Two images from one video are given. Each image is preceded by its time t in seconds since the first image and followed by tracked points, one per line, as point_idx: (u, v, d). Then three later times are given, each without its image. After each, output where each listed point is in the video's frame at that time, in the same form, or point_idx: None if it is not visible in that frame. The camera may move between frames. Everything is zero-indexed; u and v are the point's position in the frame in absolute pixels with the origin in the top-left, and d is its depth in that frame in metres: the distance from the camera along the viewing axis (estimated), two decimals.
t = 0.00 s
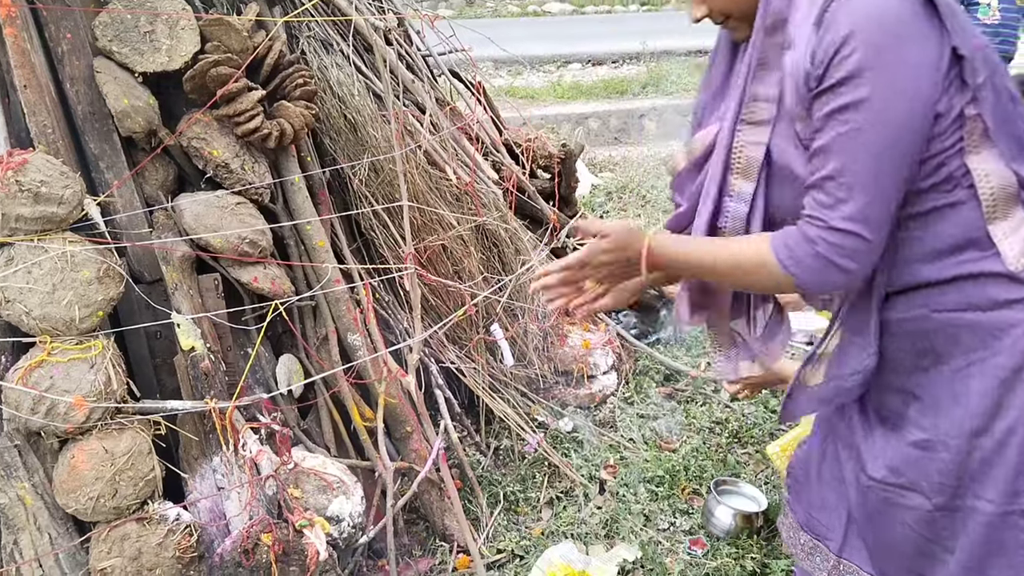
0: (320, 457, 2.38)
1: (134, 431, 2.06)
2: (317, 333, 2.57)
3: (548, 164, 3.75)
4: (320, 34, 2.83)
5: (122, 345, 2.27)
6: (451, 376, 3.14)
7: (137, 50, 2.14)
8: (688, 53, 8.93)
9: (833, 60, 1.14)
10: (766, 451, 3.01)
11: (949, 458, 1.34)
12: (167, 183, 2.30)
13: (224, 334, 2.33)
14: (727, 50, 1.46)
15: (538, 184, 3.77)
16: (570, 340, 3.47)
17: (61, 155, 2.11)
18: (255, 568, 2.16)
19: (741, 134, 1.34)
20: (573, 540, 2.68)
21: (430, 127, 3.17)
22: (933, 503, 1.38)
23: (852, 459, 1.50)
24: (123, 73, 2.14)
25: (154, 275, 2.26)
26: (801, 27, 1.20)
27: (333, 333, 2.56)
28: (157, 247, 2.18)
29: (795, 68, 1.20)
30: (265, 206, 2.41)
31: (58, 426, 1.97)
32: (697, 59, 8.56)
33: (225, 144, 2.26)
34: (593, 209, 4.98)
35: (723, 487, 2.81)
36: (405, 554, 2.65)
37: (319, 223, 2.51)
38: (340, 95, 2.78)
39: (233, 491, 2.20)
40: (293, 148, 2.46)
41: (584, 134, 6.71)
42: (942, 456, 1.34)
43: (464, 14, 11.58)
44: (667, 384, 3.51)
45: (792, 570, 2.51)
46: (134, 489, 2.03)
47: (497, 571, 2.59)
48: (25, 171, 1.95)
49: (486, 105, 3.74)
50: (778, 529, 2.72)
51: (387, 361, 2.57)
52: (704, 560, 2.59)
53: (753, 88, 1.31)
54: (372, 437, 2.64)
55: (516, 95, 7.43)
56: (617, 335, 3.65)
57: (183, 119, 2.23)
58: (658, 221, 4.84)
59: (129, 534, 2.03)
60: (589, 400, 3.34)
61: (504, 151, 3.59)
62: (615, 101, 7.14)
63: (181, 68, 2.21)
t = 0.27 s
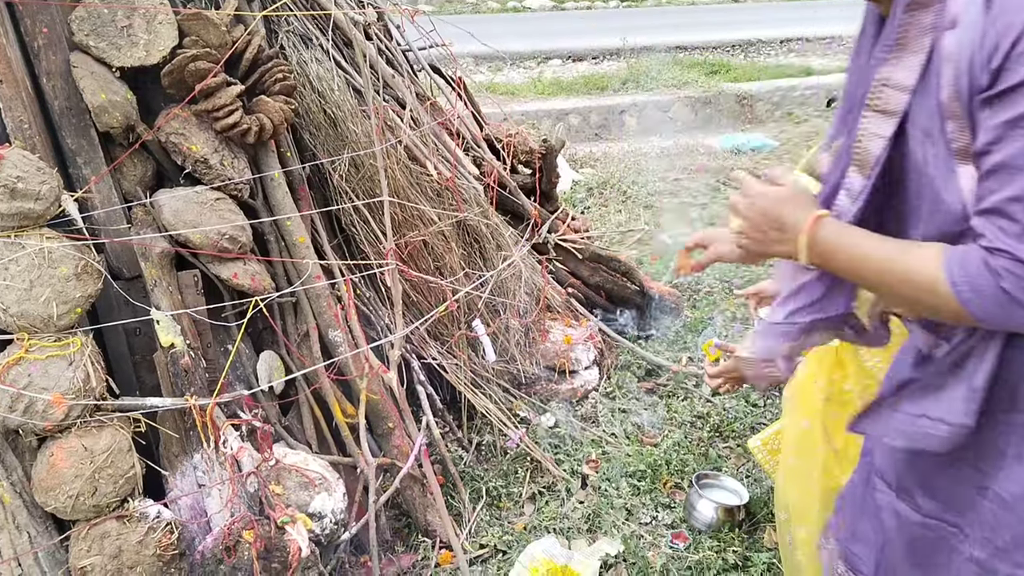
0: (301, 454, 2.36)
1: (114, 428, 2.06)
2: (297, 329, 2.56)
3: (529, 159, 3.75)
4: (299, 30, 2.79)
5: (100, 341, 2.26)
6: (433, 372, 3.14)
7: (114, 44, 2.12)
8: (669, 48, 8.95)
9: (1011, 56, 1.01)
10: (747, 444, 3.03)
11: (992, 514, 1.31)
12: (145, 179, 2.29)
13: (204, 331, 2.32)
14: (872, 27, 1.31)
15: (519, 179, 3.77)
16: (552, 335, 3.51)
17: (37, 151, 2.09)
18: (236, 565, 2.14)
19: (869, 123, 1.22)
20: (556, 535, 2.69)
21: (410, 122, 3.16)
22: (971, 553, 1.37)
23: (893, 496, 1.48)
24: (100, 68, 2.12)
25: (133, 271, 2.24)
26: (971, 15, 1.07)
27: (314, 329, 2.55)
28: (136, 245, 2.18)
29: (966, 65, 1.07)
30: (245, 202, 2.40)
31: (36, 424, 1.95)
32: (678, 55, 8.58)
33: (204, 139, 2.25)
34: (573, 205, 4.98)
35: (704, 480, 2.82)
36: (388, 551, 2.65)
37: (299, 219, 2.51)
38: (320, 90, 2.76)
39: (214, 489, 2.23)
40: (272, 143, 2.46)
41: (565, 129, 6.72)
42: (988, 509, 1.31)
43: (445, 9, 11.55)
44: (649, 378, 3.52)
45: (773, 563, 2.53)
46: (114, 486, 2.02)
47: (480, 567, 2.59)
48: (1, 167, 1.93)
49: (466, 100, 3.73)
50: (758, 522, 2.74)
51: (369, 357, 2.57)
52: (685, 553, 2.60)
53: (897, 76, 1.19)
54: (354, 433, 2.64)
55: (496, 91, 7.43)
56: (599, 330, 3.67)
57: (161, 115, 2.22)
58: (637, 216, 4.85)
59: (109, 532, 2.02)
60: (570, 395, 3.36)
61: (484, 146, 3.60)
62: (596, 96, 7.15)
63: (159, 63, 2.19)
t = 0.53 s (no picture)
0: (276, 452, 2.35)
1: (83, 427, 2.02)
2: (271, 325, 2.53)
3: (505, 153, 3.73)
4: (270, 22, 2.74)
5: (69, 339, 2.22)
6: (410, 368, 3.11)
7: (82, 38, 2.07)
8: (645, 43, 8.97)
9: None
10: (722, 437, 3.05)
11: None
12: (115, 174, 2.24)
13: (176, 328, 2.30)
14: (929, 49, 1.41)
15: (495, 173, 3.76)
16: (529, 329, 3.51)
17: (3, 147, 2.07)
18: (210, 564, 2.14)
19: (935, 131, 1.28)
20: (533, 529, 2.70)
21: (385, 116, 3.15)
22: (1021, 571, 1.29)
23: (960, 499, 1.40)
24: (68, 61, 2.08)
25: (103, 268, 2.21)
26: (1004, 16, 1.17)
27: (288, 326, 2.52)
28: (105, 243, 2.16)
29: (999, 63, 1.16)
30: (216, 197, 2.37)
31: (5, 424, 1.92)
32: (654, 50, 8.60)
33: (174, 134, 2.22)
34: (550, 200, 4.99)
35: (680, 473, 2.83)
36: (365, 547, 2.64)
37: (272, 214, 2.48)
38: (293, 84, 2.72)
39: (188, 487, 2.19)
40: (245, 137, 2.43)
41: (542, 124, 6.72)
42: None
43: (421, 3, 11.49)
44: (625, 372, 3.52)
45: (748, 554, 2.56)
46: (84, 486, 2.00)
47: (457, 562, 2.59)
48: None
49: (441, 95, 3.73)
50: (733, 513, 2.76)
51: (344, 354, 2.56)
52: (662, 546, 2.61)
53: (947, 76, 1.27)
54: (329, 430, 2.62)
55: (473, 85, 7.41)
56: (576, 324, 3.68)
57: (130, 109, 2.18)
58: (613, 211, 4.88)
59: (80, 532, 2.00)
60: (547, 389, 3.37)
61: (460, 141, 3.58)
62: (573, 90, 7.15)
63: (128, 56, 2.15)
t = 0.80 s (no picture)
0: (246, 449, 2.35)
1: (49, 426, 2.00)
2: (241, 321, 2.51)
3: (481, 147, 3.73)
4: (240, 14, 2.71)
5: (34, 336, 2.19)
6: (385, 363, 3.11)
7: (46, 31, 2.03)
8: (625, 37, 8.97)
9: (992, 55, 1.10)
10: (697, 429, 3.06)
11: None
12: (80, 168, 2.19)
13: (143, 324, 2.27)
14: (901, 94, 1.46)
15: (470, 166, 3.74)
16: (506, 324, 3.51)
17: None
18: (179, 564, 2.10)
19: (913, 150, 1.34)
20: (508, 523, 2.69)
21: (357, 108, 3.13)
22: None
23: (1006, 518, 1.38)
24: (32, 55, 2.04)
25: (68, 264, 2.18)
26: (958, 29, 1.18)
27: (259, 321, 2.51)
28: (69, 238, 2.12)
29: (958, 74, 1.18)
30: (183, 191, 2.34)
31: None
32: (634, 43, 8.60)
33: (139, 127, 2.19)
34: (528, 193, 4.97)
35: (655, 464, 2.84)
36: (338, 544, 2.63)
37: (241, 208, 2.45)
38: (262, 77, 2.70)
39: (156, 485, 2.17)
40: (212, 131, 2.40)
41: (521, 117, 6.70)
42: None
43: None
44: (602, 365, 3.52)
45: (721, 545, 2.57)
46: (50, 485, 1.98)
47: (433, 557, 2.58)
48: None
49: (415, 88, 3.71)
50: (709, 504, 2.77)
51: (316, 349, 2.54)
52: (637, 538, 2.61)
53: (921, 95, 1.34)
54: (301, 426, 2.60)
55: (452, 79, 7.37)
56: (552, 318, 3.68)
57: (96, 102, 2.15)
58: (592, 204, 4.89)
59: (46, 532, 1.97)
60: (524, 383, 3.36)
61: (434, 134, 3.57)
62: (552, 84, 7.13)
63: (92, 49, 2.12)
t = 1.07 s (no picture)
0: (225, 441, 2.35)
1: (24, 419, 2.00)
2: (219, 313, 2.51)
3: (459, 138, 3.75)
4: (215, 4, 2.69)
5: (9, 329, 2.18)
6: (364, 355, 3.12)
7: (18, 22, 2.02)
8: (605, 28, 8.97)
9: (946, 48, 1.14)
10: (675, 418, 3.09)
11: None
12: (54, 160, 2.18)
13: (119, 317, 2.27)
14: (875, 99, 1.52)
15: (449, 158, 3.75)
16: (485, 315, 3.52)
17: None
18: (158, 556, 2.12)
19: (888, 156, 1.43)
20: (488, 513, 2.71)
21: (333, 99, 3.13)
22: None
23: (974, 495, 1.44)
24: (4, 47, 2.01)
25: (42, 257, 2.16)
26: (919, 27, 1.22)
27: (236, 314, 2.50)
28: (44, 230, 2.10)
29: (918, 70, 1.22)
30: (159, 183, 2.34)
31: None
32: (614, 34, 8.61)
33: (114, 119, 2.18)
34: (507, 185, 4.98)
35: (634, 454, 2.87)
36: (319, 535, 2.64)
37: (217, 200, 2.45)
38: (238, 68, 2.70)
39: (133, 478, 2.16)
40: (187, 122, 2.39)
41: (501, 109, 6.70)
42: None
43: None
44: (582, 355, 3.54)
45: (699, 533, 2.60)
46: (26, 478, 1.98)
47: (413, 548, 2.60)
48: None
49: (393, 79, 3.70)
50: (687, 492, 2.80)
51: (294, 341, 2.55)
52: (615, 526, 2.64)
53: (892, 105, 1.40)
54: (280, 418, 2.60)
55: (431, 70, 7.35)
56: (532, 309, 3.69)
57: (69, 94, 2.13)
58: (571, 196, 4.91)
59: (23, 525, 1.96)
60: (504, 373, 3.36)
61: (412, 125, 3.57)
62: (532, 75, 7.13)
63: (65, 40, 2.11)
